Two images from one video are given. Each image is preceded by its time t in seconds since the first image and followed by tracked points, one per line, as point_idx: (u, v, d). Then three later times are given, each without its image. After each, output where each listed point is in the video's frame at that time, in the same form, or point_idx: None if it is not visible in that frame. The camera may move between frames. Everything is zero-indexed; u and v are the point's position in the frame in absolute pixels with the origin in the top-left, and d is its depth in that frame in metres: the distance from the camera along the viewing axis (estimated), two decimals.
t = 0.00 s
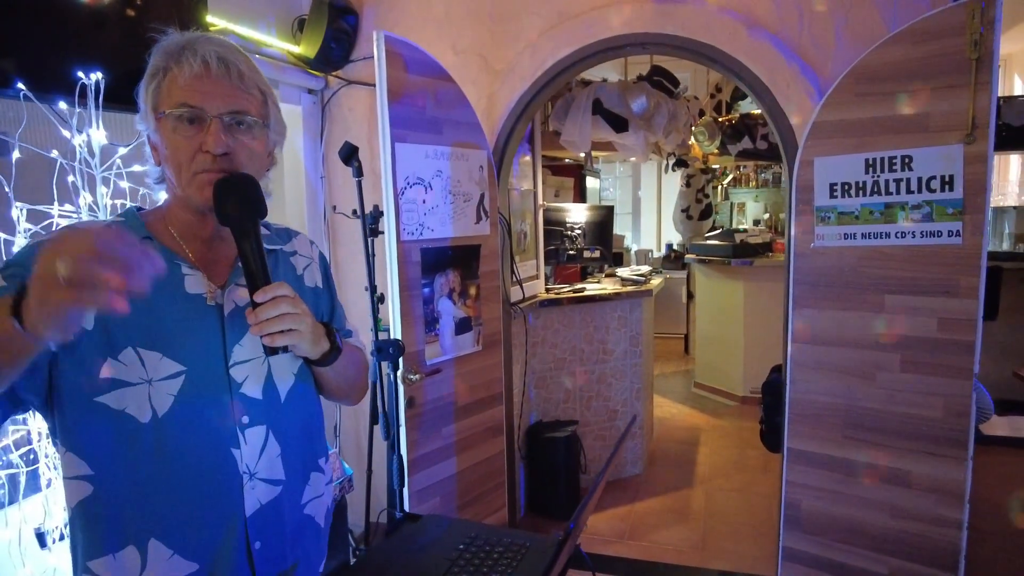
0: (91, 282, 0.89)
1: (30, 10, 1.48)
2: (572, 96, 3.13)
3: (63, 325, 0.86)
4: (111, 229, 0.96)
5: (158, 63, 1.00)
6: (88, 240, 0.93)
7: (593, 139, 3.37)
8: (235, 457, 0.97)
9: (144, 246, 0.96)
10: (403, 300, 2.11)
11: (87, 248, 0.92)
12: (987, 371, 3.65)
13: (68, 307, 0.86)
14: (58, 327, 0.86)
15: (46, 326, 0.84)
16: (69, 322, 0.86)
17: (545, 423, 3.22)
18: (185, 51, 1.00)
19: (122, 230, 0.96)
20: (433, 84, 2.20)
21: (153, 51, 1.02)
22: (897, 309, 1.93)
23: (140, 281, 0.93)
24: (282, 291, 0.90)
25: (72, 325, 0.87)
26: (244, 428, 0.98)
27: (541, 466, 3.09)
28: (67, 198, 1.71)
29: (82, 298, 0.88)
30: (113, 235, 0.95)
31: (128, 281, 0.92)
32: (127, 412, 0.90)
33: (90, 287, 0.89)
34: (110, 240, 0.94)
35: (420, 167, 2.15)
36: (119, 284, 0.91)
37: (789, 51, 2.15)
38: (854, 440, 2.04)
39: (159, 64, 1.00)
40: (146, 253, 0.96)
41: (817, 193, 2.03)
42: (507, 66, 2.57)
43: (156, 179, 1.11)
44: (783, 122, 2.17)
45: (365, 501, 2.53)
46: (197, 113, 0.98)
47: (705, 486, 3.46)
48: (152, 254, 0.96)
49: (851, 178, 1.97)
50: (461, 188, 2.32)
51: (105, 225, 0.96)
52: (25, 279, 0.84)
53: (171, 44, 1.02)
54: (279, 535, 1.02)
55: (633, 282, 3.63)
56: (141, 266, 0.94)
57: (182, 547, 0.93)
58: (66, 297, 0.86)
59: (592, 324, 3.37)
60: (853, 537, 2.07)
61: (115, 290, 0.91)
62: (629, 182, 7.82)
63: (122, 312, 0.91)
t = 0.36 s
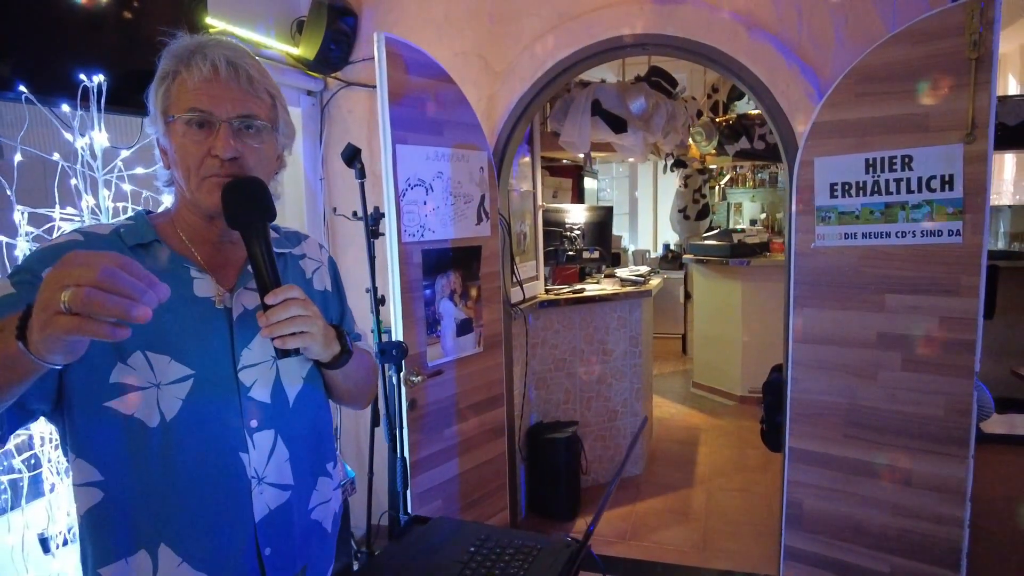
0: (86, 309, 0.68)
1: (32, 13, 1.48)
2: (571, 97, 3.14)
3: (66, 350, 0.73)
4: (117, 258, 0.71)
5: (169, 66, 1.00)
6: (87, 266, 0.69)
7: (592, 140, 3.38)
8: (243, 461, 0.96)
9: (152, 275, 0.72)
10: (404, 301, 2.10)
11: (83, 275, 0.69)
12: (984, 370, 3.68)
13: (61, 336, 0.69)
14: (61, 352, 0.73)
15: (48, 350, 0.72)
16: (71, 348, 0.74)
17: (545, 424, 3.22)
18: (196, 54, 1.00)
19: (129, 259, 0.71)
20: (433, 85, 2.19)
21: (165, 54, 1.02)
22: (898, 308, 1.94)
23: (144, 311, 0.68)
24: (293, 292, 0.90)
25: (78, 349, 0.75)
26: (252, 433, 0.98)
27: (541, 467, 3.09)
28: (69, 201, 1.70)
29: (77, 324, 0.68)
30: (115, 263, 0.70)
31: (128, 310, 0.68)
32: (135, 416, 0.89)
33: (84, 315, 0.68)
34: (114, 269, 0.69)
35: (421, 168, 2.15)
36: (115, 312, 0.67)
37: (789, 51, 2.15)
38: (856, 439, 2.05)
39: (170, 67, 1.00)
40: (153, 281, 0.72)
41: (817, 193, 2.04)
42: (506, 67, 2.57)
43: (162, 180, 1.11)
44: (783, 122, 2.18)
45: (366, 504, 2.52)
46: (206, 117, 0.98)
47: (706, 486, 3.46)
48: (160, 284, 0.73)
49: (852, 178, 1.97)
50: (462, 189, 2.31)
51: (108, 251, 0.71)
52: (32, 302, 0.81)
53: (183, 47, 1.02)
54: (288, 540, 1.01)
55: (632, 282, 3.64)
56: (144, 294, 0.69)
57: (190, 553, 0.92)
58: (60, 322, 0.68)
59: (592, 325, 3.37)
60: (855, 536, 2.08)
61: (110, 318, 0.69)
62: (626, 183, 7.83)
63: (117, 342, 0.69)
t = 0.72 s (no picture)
0: (85, 317, 0.66)
1: (27, 8, 1.46)
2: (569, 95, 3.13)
3: (65, 358, 0.72)
4: (113, 263, 0.70)
5: (170, 59, 0.99)
6: (84, 272, 0.67)
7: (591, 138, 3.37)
8: (246, 461, 0.95)
9: (151, 279, 0.71)
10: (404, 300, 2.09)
11: (82, 280, 0.67)
12: (982, 367, 3.69)
13: (60, 345, 0.67)
14: (60, 360, 0.71)
15: (46, 359, 0.70)
16: (71, 355, 0.72)
17: (544, 423, 3.21)
18: (197, 47, 0.99)
19: (127, 264, 0.70)
20: (432, 82, 2.18)
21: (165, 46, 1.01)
22: (899, 305, 1.94)
23: (143, 318, 0.68)
24: (296, 293, 0.89)
25: (77, 356, 0.73)
26: (255, 433, 0.97)
27: (541, 466, 3.08)
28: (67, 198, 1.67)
29: (76, 332, 0.66)
30: (112, 269, 0.69)
31: (127, 317, 0.67)
32: (136, 418, 0.88)
33: (82, 323, 0.67)
34: (113, 275, 0.68)
35: (420, 166, 2.14)
36: (115, 319, 0.66)
37: (790, 47, 2.15)
38: (858, 436, 2.05)
39: (171, 61, 0.99)
40: (152, 286, 0.71)
41: (818, 189, 2.04)
42: (505, 65, 2.56)
43: (161, 175, 1.09)
44: (783, 119, 2.18)
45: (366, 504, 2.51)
46: (207, 112, 0.97)
47: (706, 485, 3.46)
48: (160, 290, 0.72)
49: (852, 174, 1.98)
50: (462, 187, 2.30)
51: (104, 255, 0.70)
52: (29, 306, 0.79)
53: (184, 40, 1.00)
54: (292, 540, 1.00)
55: (630, 280, 3.63)
56: (145, 301, 0.69)
57: (194, 555, 0.91)
58: (58, 330, 0.67)
59: (592, 324, 3.36)
60: (857, 532, 2.08)
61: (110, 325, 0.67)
62: (623, 181, 7.83)
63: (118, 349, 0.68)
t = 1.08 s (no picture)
0: (85, 322, 0.65)
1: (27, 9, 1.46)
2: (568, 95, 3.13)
3: (64, 365, 0.70)
4: (114, 269, 0.69)
5: (172, 59, 0.98)
6: (84, 277, 0.66)
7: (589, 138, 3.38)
8: (250, 467, 0.94)
9: (153, 285, 0.69)
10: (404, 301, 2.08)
11: (82, 285, 0.66)
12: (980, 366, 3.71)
13: (58, 350, 0.66)
14: (59, 366, 0.70)
15: (45, 366, 0.69)
16: (70, 362, 0.71)
17: (544, 424, 3.21)
18: (199, 48, 0.98)
19: (129, 269, 0.69)
20: (432, 83, 2.17)
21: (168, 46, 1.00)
22: (899, 304, 1.95)
23: (144, 324, 0.66)
24: (299, 297, 0.89)
25: (77, 363, 0.72)
26: (258, 438, 0.96)
27: (541, 466, 3.08)
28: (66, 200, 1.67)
29: (74, 338, 0.65)
30: (113, 273, 0.68)
31: (127, 323, 0.65)
32: (139, 423, 0.87)
33: (81, 328, 0.66)
34: (113, 280, 0.67)
35: (420, 167, 2.13)
36: (114, 324, 0.65)
37: (789, 48, 2.16)
38: (859, 435, 2.06)
39: (173, 61, 0.98)
40: (154, 291, 0.70)
41: (818, 189, 2.05)
42: (504, 65, 2.56)
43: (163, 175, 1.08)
44: (782, 119, 2.18)
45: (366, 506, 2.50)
46: (209, 114, 0.96)
47: (705, 485, 3.46)
48: (161, 295, 0.70)
49: (852, 173, 1.98)
50: (461, 188, 2.30)
51: (106, 260, 0.69)
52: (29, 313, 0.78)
53: (186, 40, 1.00)
54: (296, 545, 0.99)
55: (629, 280, 3.63)
56: (145, 306, 0.67)
57: (198, 562, 0.90)
58: (57, 336, 0.66)
59: (591, 324, 3.36)
60: (859, 532, 2.09)
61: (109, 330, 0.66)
62: (619, 182, 7.85)
63: (117, 355, 0.66)
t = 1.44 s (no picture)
0: (68, 320, 0.65)
1: (16, 9, 1.45)
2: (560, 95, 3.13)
3: (48, 364, 0.70)
4: (96, 265, 0.68)
5: (163, 59, 0.98)
6: (67, 274, 0.66)
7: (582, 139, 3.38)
8: (240, 468, 0.94)
9: (137, 282, 0.69)
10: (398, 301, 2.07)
11: (64, 283, 0.66)
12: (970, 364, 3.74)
13: (40, 350, 0.66)
14: (43, 366, 0.70)
15: (29, 366, 0.69)
16: (54, 362, 0.71)
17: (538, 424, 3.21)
18: (190, 47, 0.98)
19: (112, 267, 0.69)
20: (424, 83, 2.17)
21: (158, 45, 0.99)
22: (890, 303, 1.97)
23: (129, 320, 0.66)
24: (290, 297, 0.88)
25: (61, 363, 0.72)
26: (249, 439, 0.95)
27: (535, 466, 3.08)
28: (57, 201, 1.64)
29: (57, 336, 0.65)
30: (96, 270, 0.68)
31: (113, 319, 0.65)
32: (127, 425, 0.86)
33: (64, 326, 0.65)
34: (97, 277, 0.67)
35: (413, 167, 2.13)
36: (99, 321, 0.65)
37: (781, 48, 2.18)
38: (852, 433, 2.07)
39: (165, 61, 0.97)
40: (138, 289, 0.70)
41: (810, 188, 2.06)
42: (497, 66, 2.57)
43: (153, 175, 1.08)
44: (774, 119, 2.20)
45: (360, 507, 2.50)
46: (202, 113, 0.96)
47: (699, 483, 3.47)
48: (146, 292, 0.70)
49: (843, 173, 2.00)
50: (454, 188, 2.30)
51: (89, 258, 0.68)
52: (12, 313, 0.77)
53: (177, 40, 0.99)
54: (288, 547, 0.99)
55: (623, 279, 3.64)
56: (130, 303, 0.67)
57: (189, 564, 0.89)
58: (39, 335, 0.65)
59: (585, 324, 3.36)
60: (853, 530, 2.10)
61: (94, 328, 0.66)
62: (613, 183, 7.87)
63: (102, 352, 0.66)
